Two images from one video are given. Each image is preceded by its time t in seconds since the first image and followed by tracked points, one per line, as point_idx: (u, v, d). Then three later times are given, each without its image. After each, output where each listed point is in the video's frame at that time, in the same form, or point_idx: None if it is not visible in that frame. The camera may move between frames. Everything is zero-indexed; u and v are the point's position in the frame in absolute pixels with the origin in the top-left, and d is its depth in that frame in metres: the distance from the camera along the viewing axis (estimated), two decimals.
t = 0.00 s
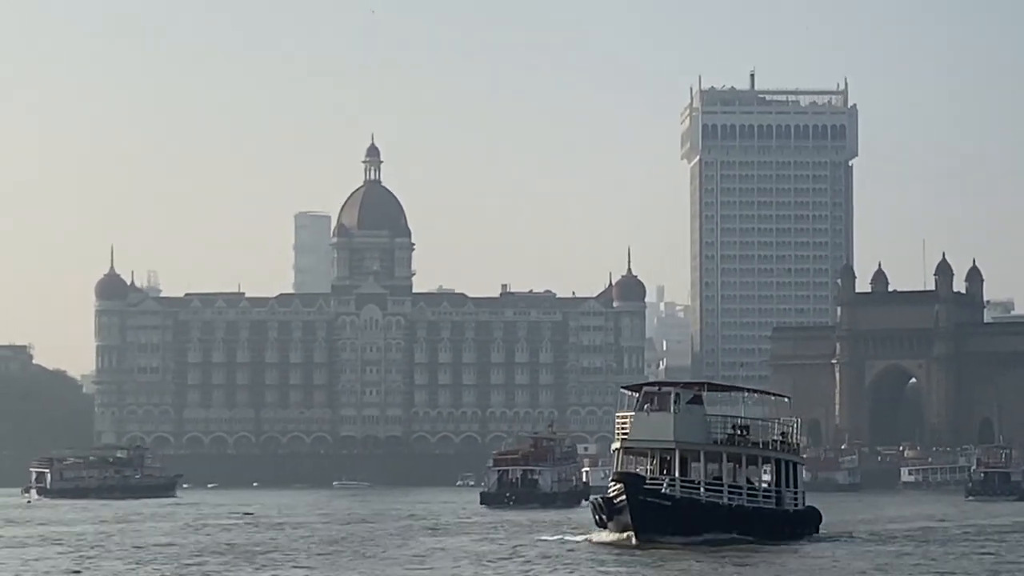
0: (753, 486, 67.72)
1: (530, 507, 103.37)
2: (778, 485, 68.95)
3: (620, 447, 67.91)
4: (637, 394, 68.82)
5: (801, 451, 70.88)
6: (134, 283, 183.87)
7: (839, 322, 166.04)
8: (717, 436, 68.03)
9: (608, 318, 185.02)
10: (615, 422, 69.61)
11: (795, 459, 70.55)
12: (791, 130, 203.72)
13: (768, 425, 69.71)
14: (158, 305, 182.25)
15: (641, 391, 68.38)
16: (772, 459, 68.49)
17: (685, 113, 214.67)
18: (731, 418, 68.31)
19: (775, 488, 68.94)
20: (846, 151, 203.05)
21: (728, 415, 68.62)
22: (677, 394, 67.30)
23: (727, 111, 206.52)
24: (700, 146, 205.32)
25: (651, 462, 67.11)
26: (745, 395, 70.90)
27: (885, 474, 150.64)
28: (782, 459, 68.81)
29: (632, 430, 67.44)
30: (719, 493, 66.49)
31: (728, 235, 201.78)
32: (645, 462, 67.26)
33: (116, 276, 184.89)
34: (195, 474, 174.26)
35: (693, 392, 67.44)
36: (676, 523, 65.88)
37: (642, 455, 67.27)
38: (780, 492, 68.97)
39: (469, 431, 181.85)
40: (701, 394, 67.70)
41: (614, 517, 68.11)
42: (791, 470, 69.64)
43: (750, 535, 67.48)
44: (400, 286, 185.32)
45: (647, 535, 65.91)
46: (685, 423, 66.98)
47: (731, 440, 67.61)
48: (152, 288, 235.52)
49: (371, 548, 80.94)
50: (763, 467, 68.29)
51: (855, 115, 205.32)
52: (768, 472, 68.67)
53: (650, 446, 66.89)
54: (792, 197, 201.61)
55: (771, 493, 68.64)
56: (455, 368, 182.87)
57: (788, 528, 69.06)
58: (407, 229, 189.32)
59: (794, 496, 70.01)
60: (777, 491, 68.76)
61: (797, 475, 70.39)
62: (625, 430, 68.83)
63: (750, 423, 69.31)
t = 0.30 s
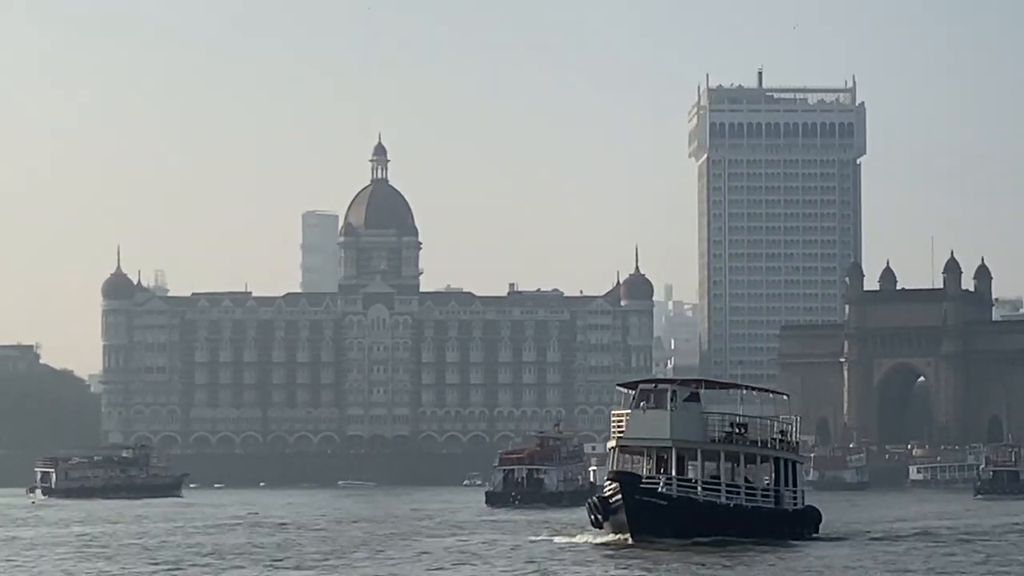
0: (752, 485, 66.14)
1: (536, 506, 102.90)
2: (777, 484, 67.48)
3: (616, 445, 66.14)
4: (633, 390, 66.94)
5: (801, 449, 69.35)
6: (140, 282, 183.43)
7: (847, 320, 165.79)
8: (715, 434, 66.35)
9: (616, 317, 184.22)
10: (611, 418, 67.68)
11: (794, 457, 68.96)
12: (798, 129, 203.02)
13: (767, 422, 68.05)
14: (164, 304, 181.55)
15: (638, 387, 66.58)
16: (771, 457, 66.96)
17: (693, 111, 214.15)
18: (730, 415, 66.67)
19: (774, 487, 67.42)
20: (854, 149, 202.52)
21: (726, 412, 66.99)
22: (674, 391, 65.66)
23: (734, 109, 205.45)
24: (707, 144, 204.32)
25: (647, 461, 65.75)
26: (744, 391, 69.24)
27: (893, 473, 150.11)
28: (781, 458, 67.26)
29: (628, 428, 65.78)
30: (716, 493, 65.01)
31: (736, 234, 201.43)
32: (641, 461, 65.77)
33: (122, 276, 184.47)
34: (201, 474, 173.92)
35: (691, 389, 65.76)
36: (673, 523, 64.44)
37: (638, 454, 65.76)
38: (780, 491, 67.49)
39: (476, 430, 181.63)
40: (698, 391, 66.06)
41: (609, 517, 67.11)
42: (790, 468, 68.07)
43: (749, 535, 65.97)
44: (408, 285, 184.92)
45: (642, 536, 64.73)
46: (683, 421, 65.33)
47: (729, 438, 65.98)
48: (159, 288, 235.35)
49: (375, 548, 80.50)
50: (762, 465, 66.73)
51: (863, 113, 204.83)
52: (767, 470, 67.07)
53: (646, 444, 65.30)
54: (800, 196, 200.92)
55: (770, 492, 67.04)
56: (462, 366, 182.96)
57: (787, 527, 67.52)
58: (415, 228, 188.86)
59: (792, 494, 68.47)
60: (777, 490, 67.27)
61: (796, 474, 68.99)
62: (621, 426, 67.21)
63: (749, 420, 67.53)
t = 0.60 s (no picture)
0: (750, 483, 65.63)
1: (542, 505, 102.71)
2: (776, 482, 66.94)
3: (612, 444, 65.73)
4: (629, 388, 66.48)
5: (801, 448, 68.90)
6: (147, 282, 183.59)
7: (856, 318, 165.41)
8: (712, 432, 65.83)
9: (623, 315, 183.63)
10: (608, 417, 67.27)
11: (794, 456, 68.36)
12: (806, 126, 202.57)
13: (765, 420, 67.46)
14: (172, 304, 181.71)
15: (634, 384, 66.09)
16: (770, 455, 66.42)
17: (701, 109, 213.76)
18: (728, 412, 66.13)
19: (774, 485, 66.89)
20: (862, 147, 202.20)
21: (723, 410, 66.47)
22: (670, 389, 65.10)
23: (741, 107, 205.37)
24: (715, 142, 204.08)
25: (644, 460, 65.18)
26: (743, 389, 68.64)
27: (902, 470, 149.78)
28: (780, 456, 66.75)
29: (624, 425, 65.27)
30: (714, 491, 64.49)
31: (744, 231, 201.17)
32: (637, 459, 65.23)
33: (129, 276, 184.56)
34: (209, 474, 173.68)
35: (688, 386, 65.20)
36: (670, 522, 63.92)
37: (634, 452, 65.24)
38: (779, 489, 66.98)
39: (485, 430, 181.13)
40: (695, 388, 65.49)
41: (606, 517, 66.77)
42: (789, 466, 67.49)
43: (747, 534, 65.44)
44: (415, 285, 184.79)
45: (639, 535, 64.17)
46: (679, 418, 64.79)
47: (727, 436, 65.45)
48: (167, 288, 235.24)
49: (379, 548, 80.41)
50: (761, 463, 66.19)
51: (871, 110, 204.46)
52: (766, 468, 66.50)
53: (642, 443, 64.79)
54: (809, 193, 200.42)
55: (769, 491, 66.45)
56: (470, 365, 182.56)
57: (787, 527, 66.98)
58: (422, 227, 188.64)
59: (792, 493, 67.88)
60: (777, 489, 66.73)
61: (797, 473, 68.52)
62: (617, 425, 66.70)
63: (747, 417, 67.06)
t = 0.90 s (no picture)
0: (747, 484, 63.12)
1: (548, 506, 102.28)
2: (774, 482, 64.45)
3: (605, 444, 62.97)
4: (623, 387, 63.71)
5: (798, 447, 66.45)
6: (153, 283, 183.20)
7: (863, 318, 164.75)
8: (709, 432, 63.22)
9: (630, 316, 183.20)
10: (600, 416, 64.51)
11: (790, 455, 65.86)
12: (813, 125, 202.08)
13: (761, 417, 64.89)
14: (178, 305, 181.35)
15: (628, 383, 63.32)
16: (767, 455, 63.92)
17: (708, 109, 213.35)
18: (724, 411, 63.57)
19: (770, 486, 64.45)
20: (869, 146, 201.77)
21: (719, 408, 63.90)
22: (668, 387, 62.30)
23: (749, 106, 204.81)
24: (722, 142, 203.80)
25: (639, 461, 62.39)
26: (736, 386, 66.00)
27: (910, 469, 149.38)
28: (778, 456, 64.30)
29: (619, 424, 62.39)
30: (711, 493, 61.91)
31: (750, 231, 200.66)
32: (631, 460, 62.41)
33: (134, 277, 184.11)
34: (215, 476, 173.01)
35: (684, 385, 62.53)
36: (668, 525, 61.31)
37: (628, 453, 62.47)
38: (776, 489, 64.50)
39: (492, 430, 180.70)
40: (692, 386, 62.86)
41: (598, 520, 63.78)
42: (786, 465, 65.04)
43: (745, 537, 62.89)
44: (422, 286, 184.34)
45: (634, 539, 61.33)
46: (676, 419, 62.10)
47: (724, 436, 62.91)
48: (175, 289, 235.09)
49: (383, 549, 79.98)
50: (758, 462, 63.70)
51: (879, 109, 204.07)
52: (763, 467, 64.04)
53: (637, 443, 62.06)
54: (816, 192, 199.94)
55: (767, 491, 64.01)
56: (477, 367, 182.12)
57: (783, 528, 64.66)
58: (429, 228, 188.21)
59: (788, 492, 65.45)
60: (773, 490, 64.25)
61: (793, 472, 66.06)
62: (611, 424, 63.80)
63: (743, 416, 64.54)
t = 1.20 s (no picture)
0: (744, 486, 61.17)
1: (552, 508, 101.77)
2: (772, 485, 62.45)
3: (598, 447, 61.28)
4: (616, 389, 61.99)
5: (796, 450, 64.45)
6: (157, 287, 182.96)
7: (868, 318, 164.51)
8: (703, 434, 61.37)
9: (636, 317, 182.75)
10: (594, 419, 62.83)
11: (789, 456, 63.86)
12: (819, 125, 201.61)
13: (757, 418, 63.12)
14: (182, 309, 181.28)
15: (621, 385, 61.61)
16: (765, 456, 61.93)
17: (712, 110, 213.10)
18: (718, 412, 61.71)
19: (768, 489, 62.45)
20: (875, 145, 201.10)
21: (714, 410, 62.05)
22: (660, 388, 60.62)
23: (754, 107, 204.54)
24: (727, 142, 203.59)
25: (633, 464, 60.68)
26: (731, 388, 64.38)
27: (916, 470, 148.89)
28: (775, 458, 62.35)
29: (611, 426, 60.78)
30: (706, 495, 60.08)
31: (755, 231, 200.11)
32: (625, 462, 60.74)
33: (139, 281, 183.82)
34: (219, 480, 172.61)
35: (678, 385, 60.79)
36: (660, 528, 59.48)
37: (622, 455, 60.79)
38: (775, 492, 62.47)
39: (498, 432, 180.05)
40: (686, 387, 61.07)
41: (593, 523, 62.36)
42: (783, 467, 63.16)
43: (743, 540, 60.94)
44: (427, 288, 183.84)
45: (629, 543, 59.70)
46: (670, 420, 60.30)
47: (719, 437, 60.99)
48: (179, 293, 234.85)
49: (384, 553, 79.49)
50: (755, 464, 61.80)
51: (884, 109, 203.69)
52: (760, 469, 62.08)
53: (629, 445, 60.34)
54: (821, 192, 199.34)
55: (764, 494, 62.08)
56: (482, 369, 181.59)
57: (782, 531, 62.67)
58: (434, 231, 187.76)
59: (788, 495, 63.52)
60: (772, 492, 62.25)
61: (792, 475, 64.06)
62: (605, 426, 62.28)
63: (739, 417, 62.65)
